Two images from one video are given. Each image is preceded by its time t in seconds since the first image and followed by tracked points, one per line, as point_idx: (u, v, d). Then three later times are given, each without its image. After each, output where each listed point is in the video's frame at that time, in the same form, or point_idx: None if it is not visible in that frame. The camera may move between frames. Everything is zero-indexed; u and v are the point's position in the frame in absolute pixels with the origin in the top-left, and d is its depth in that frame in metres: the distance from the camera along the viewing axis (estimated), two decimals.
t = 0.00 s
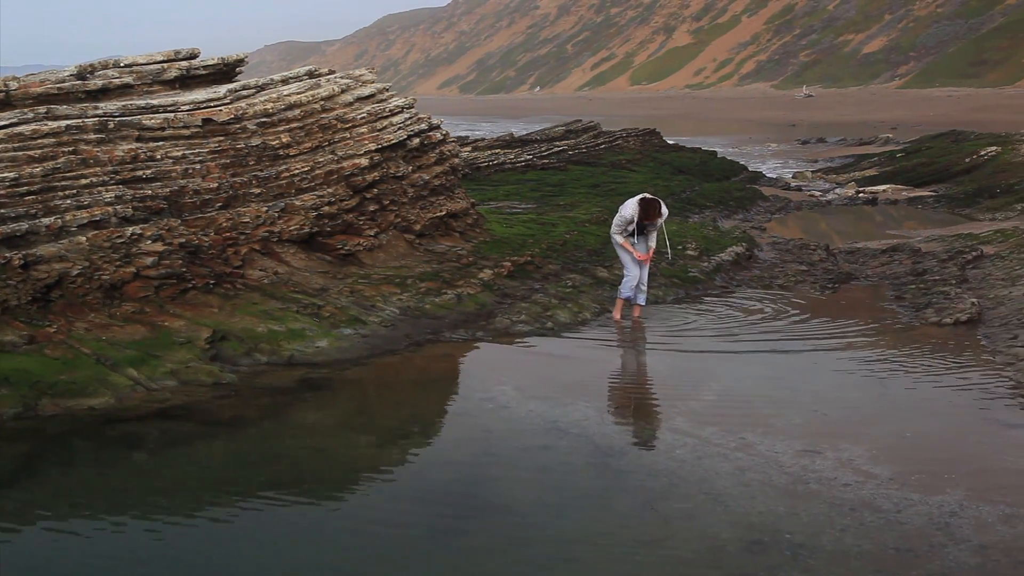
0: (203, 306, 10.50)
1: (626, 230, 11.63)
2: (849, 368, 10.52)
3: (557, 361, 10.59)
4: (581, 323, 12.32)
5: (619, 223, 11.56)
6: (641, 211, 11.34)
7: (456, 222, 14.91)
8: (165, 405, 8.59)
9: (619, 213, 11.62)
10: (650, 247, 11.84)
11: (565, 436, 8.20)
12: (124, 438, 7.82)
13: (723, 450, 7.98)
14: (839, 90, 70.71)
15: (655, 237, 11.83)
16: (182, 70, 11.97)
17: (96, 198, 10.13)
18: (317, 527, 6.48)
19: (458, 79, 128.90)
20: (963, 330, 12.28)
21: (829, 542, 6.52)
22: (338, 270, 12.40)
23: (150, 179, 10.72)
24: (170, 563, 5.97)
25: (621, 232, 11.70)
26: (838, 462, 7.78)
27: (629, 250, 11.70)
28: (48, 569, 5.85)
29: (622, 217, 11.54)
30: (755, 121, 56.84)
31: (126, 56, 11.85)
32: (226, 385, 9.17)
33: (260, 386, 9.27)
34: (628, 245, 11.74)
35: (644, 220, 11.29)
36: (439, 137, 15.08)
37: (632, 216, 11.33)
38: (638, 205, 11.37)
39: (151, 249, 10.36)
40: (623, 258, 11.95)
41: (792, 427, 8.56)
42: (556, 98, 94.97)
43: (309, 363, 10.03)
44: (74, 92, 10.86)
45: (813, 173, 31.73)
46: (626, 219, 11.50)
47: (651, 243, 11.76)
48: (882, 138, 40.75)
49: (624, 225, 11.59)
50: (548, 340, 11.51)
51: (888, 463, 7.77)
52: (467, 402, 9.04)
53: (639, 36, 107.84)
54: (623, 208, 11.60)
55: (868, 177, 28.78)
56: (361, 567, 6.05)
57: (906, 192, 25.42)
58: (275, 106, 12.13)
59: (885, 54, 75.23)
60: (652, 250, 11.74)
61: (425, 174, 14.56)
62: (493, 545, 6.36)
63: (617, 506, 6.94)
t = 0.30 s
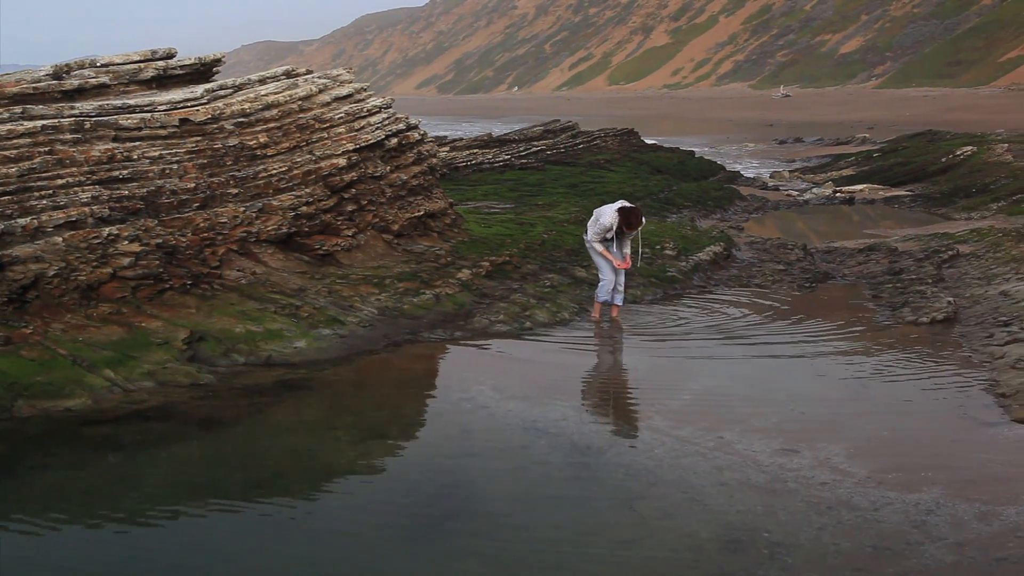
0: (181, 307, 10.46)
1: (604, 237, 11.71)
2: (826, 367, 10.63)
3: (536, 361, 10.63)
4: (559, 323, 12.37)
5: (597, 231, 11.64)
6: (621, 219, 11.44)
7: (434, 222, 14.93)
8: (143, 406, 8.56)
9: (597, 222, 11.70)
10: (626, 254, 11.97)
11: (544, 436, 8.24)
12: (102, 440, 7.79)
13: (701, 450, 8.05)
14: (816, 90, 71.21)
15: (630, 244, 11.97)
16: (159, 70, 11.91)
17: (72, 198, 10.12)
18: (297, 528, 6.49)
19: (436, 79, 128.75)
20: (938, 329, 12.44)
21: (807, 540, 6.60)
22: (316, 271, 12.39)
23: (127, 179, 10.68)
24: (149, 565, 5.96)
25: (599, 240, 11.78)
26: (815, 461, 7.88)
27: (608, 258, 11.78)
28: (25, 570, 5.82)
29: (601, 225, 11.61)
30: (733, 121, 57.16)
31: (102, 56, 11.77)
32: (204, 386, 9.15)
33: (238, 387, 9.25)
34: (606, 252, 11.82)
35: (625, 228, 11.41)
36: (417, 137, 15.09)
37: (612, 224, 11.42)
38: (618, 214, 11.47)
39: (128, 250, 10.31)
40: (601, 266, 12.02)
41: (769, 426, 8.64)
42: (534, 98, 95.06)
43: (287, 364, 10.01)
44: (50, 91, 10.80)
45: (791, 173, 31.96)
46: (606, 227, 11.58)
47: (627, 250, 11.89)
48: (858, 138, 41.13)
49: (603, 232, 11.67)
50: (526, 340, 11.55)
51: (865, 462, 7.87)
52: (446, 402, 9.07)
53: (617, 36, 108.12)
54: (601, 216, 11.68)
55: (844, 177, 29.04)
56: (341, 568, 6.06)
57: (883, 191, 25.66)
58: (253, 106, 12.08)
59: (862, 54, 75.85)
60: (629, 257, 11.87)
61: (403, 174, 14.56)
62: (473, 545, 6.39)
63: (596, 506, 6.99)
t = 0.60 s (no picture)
0: (161, 308, 10.42)
1: (582, 245, 11.83)
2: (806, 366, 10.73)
3: (517, 361, 10.65)
4: (540, 323, 12.42)
5: (576, 239, 11.76)
6: (599, 227, 11.58)
7: (415, 222, 14.94)
8: (123, 407, 8.53)
9: (575, 230, 11.82)
10: (602, 259, 12.12)
11: (525, 436, 8.28)
12: (81, 441, 7.76)
13: (682, 449, 8.11)
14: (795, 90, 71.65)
15: (607, 250, 12.09)
16: (139, 70, 11.87)
17: (51, 198, 10.11)
18: (280, 530, 6.48)
19: (416, 79, 128.55)
20: (918, 328, 12.57)
21: (788, 539, 6.68)
22: (296, 271, 12.37)
23: (106, 179, 10.66)
24: (131, 567, 5.95)
25: (577, 248, 11.90)
26: (796, 459, 7.96)
27: (587, 267, 11.89)
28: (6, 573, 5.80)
29: (579, 234, 11.73)
30: (714, 120, 57.43)
31: (81, 56, 11.70)
32: (184, 387, 9.12)
33: (219, 388, 9.23)
34: (585, 261, 11.94)
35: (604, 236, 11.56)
36: (397, 138, 15.10)
37: (590, 231, 11.56)
38: (596, 222, 11.61)
39: (108, 250, 10.27)
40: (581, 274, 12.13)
41: (749, 425, 8.72)
42: (515, 98, 95.10)
43: (267, 364, 10.00)
44: (28, 91, 10.76)
45: (771, 172, 32.17)
46: (584, 235, 11.71)
47: (604, 256, 12.05)
48: (838, 138, 41.41)
49: (581, 241, 11.79)
50: (507, 340, 11.59)
51: (846, 460, 7.96)
52: (427, 402, 9.09)
53: (598, 36, 108.37)
54: (577, 225, 11.79)
55: (824, 177, 29.26)
56: (325, 569, 6.07)
57: (862, 191, 25.89)
58: (233, 106, 12.10)
59: (841, 54, 76.39)
60: (607, 262, 12.03)
61: (383, 174, 14.57)
62: (456, 545, 6.43)
63: (579, 505, 7.04)
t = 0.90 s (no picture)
0: (141, 308, 10.39)
1: (565, 254, 11.90)
2: (786, 365, 10.83)
3: (498, 361, 10.69)
4: (522, 323, 12.46)
5: (559, 248, 11.83)
6: (583, 237, 11.68)
7: (396, 222, 14.95)
8: (103, 408, 8.50)
9: (558, 239, 11.89)
10: (584, 266, 12.22)
11: (507, 436, 8.32)
12: (62, 442, 7.73)
13: (663, 448, 8.18)
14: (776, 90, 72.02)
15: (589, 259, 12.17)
16: (119, 70, 11.81)
17: (31, 199, 10.08)
18: (262, 531, 6.49)
19: (398, 79, 128.32)
20: (898, 327, 12.70)
21: (769, 537, 6.75)
22: (278, 271, 12.36)
23: (86, 179, 10.63)
24: (113, 569, 5.95)
25: (559, 257, 11.99)
26: (776, 459, 8.03)
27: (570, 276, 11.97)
28: None
29: (562, 244, 11.81)
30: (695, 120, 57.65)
31: (61, 56, 11.62)
32: (165, 387, 9.11)
33: (200, 388, 9.22)
34: (567, 270, 12.01)
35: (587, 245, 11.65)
36: (379, 138, 15.09)
37: (573, 240, 11.63)
38: (579, 232, 11.71)
39: (88, 251, 10.24)
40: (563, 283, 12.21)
41: (730, 425, 8.79)
42: (497, 98, 95.09)
43: (249, 365, 9.99)
44: (7, 91, 10.70)
45: (753, 172, 32.36)
46: (567, 244, 11.78)
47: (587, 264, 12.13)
48: (819, 138, 41.63)
49: (564, 250, 11.88)
50: (489, 340, 11.63)
51: (826, 459, 8.04)
52: (409, 402, 9.11)
53: (580, 36, 108.53)
54: (559, 234, 11.86)
55: (805, 176, 29.44)
56: (309, 569, 6.09)
57: (843, 191, 26.09)
58: (214, 106, 12.03)
59: (822, 53, 76.87)
60: (590, 271, 12.12)
61: (365, 174, 14.57)
62: (440, 545, 6.46)
63: (562, 505, 7.09)
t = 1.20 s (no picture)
0: (122, 309, 10.35)
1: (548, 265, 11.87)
2: (766, 364, 10.92)
3: (480, 361, 10.71)
4: (504, 323, 12.49)
5: (542, 259, 11.80)
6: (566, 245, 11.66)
7: (377, 222, 14.96)
8: (83, 410, 8.46)
9: (541, 250, 11.86)
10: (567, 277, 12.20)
11: (489, 436, 8.35)
12: (42, 444, 7.69)
13: (644, 448, 8.23)
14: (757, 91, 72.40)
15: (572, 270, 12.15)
16: (98, 70, 11.77)
17: (10, 199, 10.07)
18: (245, 532, 6.49)
19: (379, 78, 128.02)
20: (878, 326, 12.81)
21: (750, 536, 6.81)
22: (259, 271, 12.34)
23: (66, 180, 10.59)
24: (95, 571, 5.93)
25: (543, 268, 11.96)
26: (757, 458, 8.11)
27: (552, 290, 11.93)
28: None
29: (546, 254, 11.79)
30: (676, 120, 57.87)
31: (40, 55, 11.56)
32: (145, 388, 9.07)
33: (180, 389, 9.19)
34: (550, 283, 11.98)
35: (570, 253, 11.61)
36: (360, 137, 15.08)
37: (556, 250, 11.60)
38: (562, 241, 11.70)
39: (68, 251, 10.22)
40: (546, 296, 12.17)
41: (711, 424, 8.86)
42: (478, 98, 95.08)
43: (230, 365, 9.97)
44: None
45: (733, 172, 32.53)
46: (551, 254, 11.76)
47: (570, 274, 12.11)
48: (799, 138, 41.90)
49: (547, 261, 11.85)
50: (471, 340, 11.65)
51: (807, 458, 8.12)
52: (391, 402, 9.12)
53: (561, 36, 108.66)
54: (542, 245, 11.84)
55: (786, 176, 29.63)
56: (292, 570, 6.10)
57: (823, 190, 26.27)
58: (194, 106, 12.00)
59: (803, 54, 77.34)
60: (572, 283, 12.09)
61: (346, 174, 14.56)
62: (423, 545, 6.48)
63: (545, 504, 7.13)
